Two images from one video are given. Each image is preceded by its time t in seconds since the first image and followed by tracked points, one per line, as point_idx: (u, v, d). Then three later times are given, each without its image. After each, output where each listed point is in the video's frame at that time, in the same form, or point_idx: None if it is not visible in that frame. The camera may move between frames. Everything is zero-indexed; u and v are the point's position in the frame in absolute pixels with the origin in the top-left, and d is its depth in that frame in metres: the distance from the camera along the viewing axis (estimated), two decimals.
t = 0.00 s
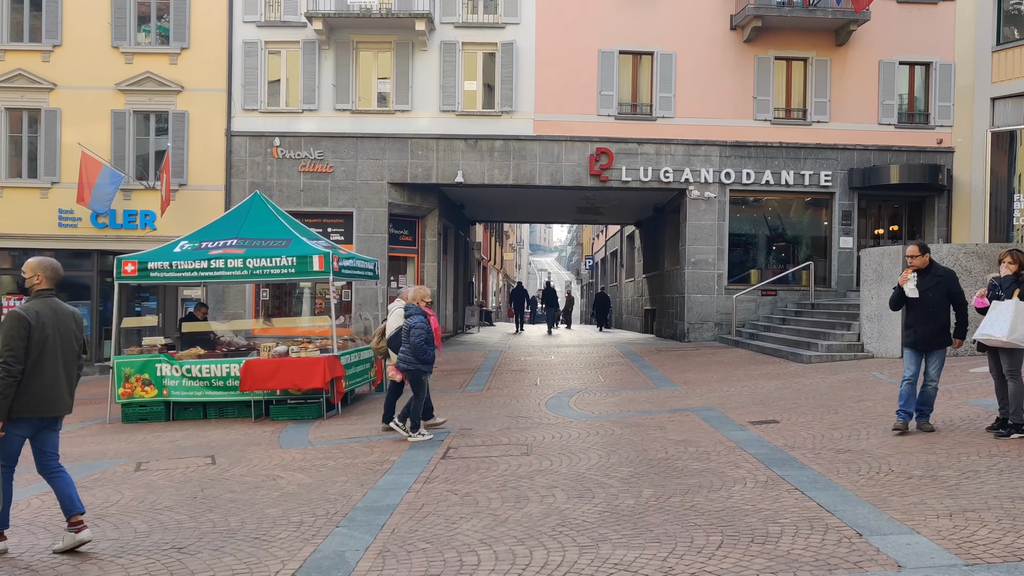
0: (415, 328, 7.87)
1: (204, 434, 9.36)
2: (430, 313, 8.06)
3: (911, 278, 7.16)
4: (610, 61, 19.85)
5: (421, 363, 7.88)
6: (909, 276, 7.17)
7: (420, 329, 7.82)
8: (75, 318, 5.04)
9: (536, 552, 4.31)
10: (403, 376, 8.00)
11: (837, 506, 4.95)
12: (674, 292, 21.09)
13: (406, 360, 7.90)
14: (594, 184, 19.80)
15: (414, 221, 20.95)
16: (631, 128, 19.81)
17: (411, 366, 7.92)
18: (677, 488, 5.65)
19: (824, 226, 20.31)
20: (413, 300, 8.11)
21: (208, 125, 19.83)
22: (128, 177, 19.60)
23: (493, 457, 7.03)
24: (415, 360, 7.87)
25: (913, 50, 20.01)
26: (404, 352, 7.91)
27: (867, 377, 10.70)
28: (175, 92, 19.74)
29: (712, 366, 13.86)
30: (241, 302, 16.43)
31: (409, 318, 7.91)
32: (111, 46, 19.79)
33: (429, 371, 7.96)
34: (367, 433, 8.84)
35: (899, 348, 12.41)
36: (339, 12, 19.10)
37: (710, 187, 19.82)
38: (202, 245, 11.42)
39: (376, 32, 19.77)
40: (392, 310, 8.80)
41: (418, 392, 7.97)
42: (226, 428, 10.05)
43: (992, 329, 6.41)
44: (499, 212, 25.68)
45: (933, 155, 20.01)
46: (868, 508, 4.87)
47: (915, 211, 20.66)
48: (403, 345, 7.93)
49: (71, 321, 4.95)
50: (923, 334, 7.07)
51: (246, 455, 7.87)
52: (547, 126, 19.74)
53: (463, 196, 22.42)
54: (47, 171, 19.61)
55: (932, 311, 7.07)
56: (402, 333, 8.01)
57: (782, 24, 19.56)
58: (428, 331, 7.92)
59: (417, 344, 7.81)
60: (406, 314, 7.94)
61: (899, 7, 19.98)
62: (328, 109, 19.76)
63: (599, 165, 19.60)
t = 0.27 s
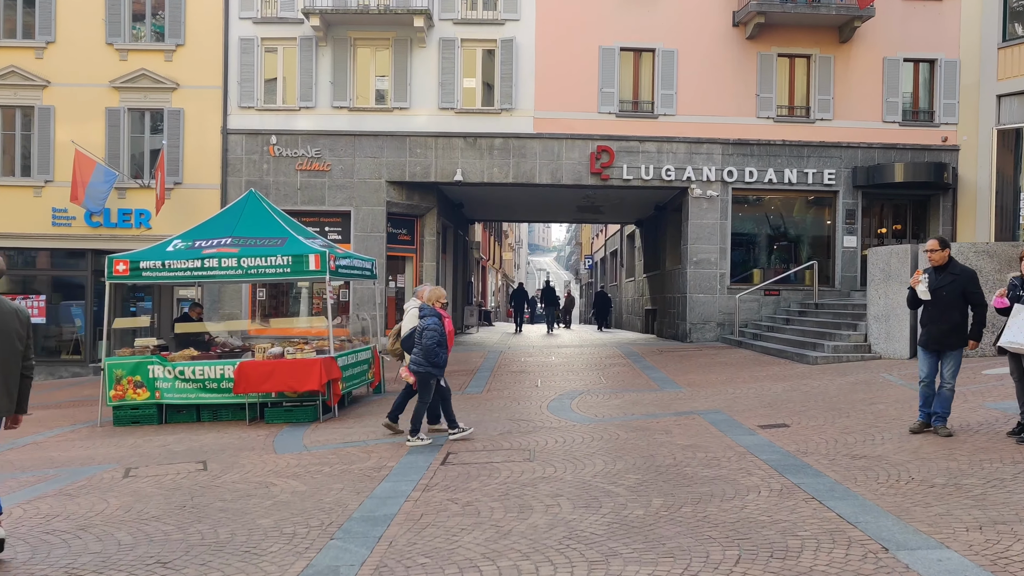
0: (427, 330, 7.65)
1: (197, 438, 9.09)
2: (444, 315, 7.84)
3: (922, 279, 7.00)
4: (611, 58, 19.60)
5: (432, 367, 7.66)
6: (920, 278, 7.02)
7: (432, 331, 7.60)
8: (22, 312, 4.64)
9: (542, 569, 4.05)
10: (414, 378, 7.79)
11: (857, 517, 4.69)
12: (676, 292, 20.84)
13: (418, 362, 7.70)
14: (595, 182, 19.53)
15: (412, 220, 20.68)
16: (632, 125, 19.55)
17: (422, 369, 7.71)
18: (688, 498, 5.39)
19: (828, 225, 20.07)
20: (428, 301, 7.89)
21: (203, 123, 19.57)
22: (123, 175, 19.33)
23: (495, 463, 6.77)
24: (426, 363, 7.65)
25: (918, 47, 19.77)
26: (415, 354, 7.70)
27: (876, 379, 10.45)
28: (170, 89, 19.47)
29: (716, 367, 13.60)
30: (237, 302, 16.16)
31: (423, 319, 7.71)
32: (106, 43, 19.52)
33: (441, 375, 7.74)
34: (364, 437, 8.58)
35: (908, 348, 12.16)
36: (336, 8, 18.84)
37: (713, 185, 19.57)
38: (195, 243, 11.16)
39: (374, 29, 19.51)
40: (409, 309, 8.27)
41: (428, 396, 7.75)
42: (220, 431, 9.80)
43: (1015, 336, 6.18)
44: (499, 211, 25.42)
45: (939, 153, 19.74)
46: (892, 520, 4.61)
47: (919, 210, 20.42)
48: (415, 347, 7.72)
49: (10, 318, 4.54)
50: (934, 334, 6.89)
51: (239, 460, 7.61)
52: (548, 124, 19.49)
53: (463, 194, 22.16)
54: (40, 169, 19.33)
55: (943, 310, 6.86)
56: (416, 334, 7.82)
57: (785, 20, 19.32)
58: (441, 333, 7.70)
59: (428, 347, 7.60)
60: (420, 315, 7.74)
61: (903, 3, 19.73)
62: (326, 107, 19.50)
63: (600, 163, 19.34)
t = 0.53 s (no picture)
0: (447, 329, 7.37)
1: (190, 442, 8.82)
2: (465, 315, 7.55)
3: (940, 280, 6.74)
4: (613, 54, 19.34)
5: (453, 368, 7.38)
6: (937, 279, 6.77)
7: (453, 330, 7.32)
8: None
9: None
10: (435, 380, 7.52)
11: (884, 529, 4.44)
12: (679, 291, 20.57)
13: (438, 363, 7.42)
14: (597, 180, 19.27)
15: (412, 219, 20.41)
16: (634, 123, 19.29)
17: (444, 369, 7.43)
18: (703, 508, 5.13)
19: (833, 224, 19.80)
20: (451, 300, 7.59)
21: (200, 120, 19.30)
22: (118, 173, 19.06)
23: (498, 469, 6.50)
24: (447, 364, 7.38)
25: (924, 43, 19.50)
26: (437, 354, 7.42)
27: (888, 381, 10.19)
28: (167, 86, 19.20)
29: (723, 368, 13.32)
30: (234, 302, 15.88)
31: (444, 319, 7.43)
32: (101, 39, 19.25)
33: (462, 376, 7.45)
34: (363, 441, 8.32)
35: (918, 349, 11.91)
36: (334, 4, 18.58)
37: (716, 183, 19.32)
38: (190, 242, 10.88)
39: (373, 25, 19.25)
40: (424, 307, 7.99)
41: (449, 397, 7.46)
42: (214, 434, 9.53)
43: None
44: (499, 210, 25.15)
45: (945, 151, 19.45)
46: (922, 533, 4.35)
47: (925, 209, 20.16)
48: (437, 348, 7.45)
49: None
50: (950, 334, 6.67)
51: (234, 466, 7.34)
52: (549, 121, 19.23)
53: (463, 193, 21.90)
54: (35, 167, 19.06)
55: (960, 310, 6.62)
56: (437, 334, 7.54)
57: (790, 16, 19.05)
58: (462, 332, 7.40)
59: (449, 347, 7.31)
60: (442, 315, 7.46)
61: None
62: (324, 104, 19.24)
63: (601, 161, 19.08)
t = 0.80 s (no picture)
0: (465, 327, 7.24)
1: (182, 448, 8.57)
2: (482, 312, 7.43)
3: (957, 281, 6.50)
4: (614, 52, 19.09)
5: (473, 366, 7.25)
6: (954, 280, 6.52)
7: (471, 328, 7.19)
8: None
9: None
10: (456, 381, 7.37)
11: (910, 544, 4.19)
12: (681, 291, 20.32)
13: (457, 363, 7.29)
14: (598, 179, 19.02)
15: (410, 219, 20.15)
16: (636, 121, 19.04)
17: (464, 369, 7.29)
18: (716, 521, 4.87)
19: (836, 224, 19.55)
20: (466, 297, 7.48)
21: (195, 118, 19.03)
22: (112, 172, 18.79)
23: (499, 477, 6.24)
24: (467, 362, 7.24)
25: (929, 40, 19.27)
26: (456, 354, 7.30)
27: (898, 383, 9.94)
28: (161, 84, 18.94)
29: (728, 370, 13.08)
30: (229, 302, 15.62)
31: (460, 317, 7.31)
32: (95, 36, 18.99)
33: (483, 375, 7.30)
34: (360, 446, 8.07)
35: (927, 350, 11.69)
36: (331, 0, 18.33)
37: (718, 182, 19.07)
38: (182, 241, 10.63)
39: (371, 21, 19.00)
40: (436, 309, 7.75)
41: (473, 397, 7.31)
42: (207, 439, 9.28)
43: None
44: (499, 209, 24.91)
45: (950, 149, 19.22)
46: (949, 549, 4.09)
47: (930, 208, 19.92)
48: (455, 348, 7.32)
49: None
50: (968, 335, 6.42)
51: (225, 473, 7.08)
52: (549, 119, 18.97)
53: (462, 192, 21.65)
54: (28, 166, 18.79)
55: (978, 310, 6.37)
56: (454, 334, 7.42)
57: (793, 13, 18.81)
58: (480, 330, 7.28)
59: (467, 345, 7.19)
60: (458, 313, 7.34)
61: None
62: (321, 102, 18.99)
63: (602, 159, 18.83)
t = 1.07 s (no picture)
0: (486, 330, 6.98)
1: (178, 453, 8.33)
2: (502, 313, 7.16)
3: (983, 281, 6.23)
4: (620, 48, 18.83)
5: (497, 369, 6.99)
6: (981, 279, 6.26)
7: (492, 329, 6.93)
8: None
9: None
10: (479, 385, 7.11)
11: (942, 561, 3.93)
12: (688, 291, 20.04)
13: (479, 366, 7.03)
14: (604, 177, 18.77)
15: (413, 218, 19.91)
16: (642, 119, 18.78)
17: (487, 372, 7.03)
18: (733, 534, 4.61)
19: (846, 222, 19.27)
20: (485, 298, 7.22)
21: (196, 117, 18.81)
22: (112, 171, 18.58)
23: (505, 485, 5.99)
24: (490, 366, 6.98)
25: (940, 36, 18.98)
26: (478, 355, 7.05)
27: (913, 386, 9.67)
28: (162, 82, 18.72)
29: (737, 372, 12.81)
30: (229, 303, 15.38)
31: (480, 319, 7.05)
32: (95, 34, 18.78)
33: (505, 377, 7.05)
34: (360, 452, 7.82)
35: (942, 351, 11.44)
36: None
37: (726, 180, 18.80)
38: (180, 241, 10.40)
39: (373, 18, 18.77)
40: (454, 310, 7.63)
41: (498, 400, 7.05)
42: (204, 444, 9.05)
43: None
44: (503, 208, 24.65)
45: (961, 146, 18.93)
46: (986, 567, 3.83)
47: (940, 206, 19.65)
48: (477, 351, 7.05)
49: None
50: (996, 335, 6.16)
51: (221, 480, 6.84)
52: (554, 117, 18.71)
53: (466, 191, 21.41)
54: (27, 166, 18.58)
55: (1006, 311, 6.10)
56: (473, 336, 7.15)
57: (802, 9, 18.53)
58: (502, 332, 7.00)
59: (488, 348, 6.92)
60: (478, 315, 7.07)
61: None
62: (323, 100, 18.76)
63: (608, 157, 18.57)
